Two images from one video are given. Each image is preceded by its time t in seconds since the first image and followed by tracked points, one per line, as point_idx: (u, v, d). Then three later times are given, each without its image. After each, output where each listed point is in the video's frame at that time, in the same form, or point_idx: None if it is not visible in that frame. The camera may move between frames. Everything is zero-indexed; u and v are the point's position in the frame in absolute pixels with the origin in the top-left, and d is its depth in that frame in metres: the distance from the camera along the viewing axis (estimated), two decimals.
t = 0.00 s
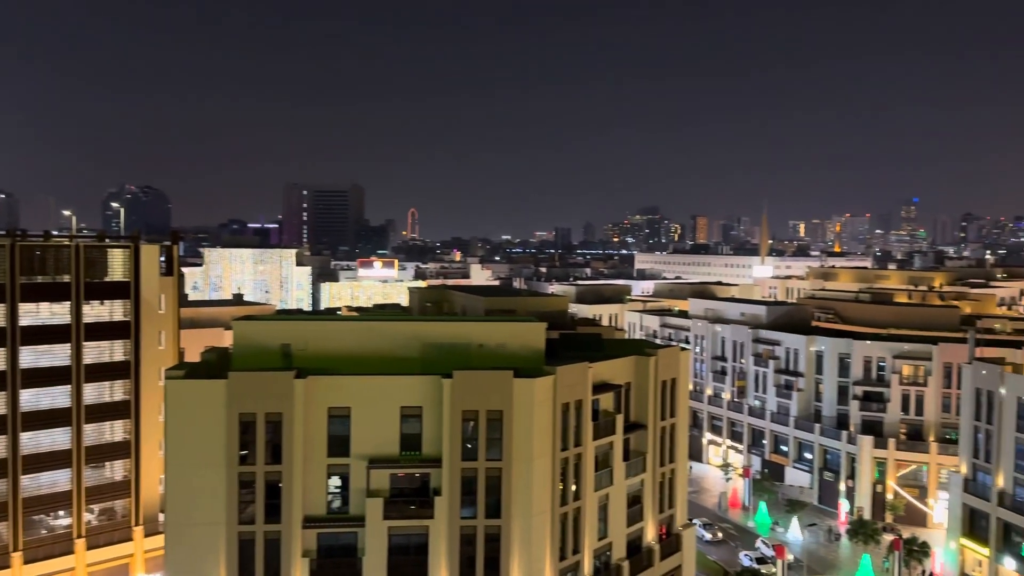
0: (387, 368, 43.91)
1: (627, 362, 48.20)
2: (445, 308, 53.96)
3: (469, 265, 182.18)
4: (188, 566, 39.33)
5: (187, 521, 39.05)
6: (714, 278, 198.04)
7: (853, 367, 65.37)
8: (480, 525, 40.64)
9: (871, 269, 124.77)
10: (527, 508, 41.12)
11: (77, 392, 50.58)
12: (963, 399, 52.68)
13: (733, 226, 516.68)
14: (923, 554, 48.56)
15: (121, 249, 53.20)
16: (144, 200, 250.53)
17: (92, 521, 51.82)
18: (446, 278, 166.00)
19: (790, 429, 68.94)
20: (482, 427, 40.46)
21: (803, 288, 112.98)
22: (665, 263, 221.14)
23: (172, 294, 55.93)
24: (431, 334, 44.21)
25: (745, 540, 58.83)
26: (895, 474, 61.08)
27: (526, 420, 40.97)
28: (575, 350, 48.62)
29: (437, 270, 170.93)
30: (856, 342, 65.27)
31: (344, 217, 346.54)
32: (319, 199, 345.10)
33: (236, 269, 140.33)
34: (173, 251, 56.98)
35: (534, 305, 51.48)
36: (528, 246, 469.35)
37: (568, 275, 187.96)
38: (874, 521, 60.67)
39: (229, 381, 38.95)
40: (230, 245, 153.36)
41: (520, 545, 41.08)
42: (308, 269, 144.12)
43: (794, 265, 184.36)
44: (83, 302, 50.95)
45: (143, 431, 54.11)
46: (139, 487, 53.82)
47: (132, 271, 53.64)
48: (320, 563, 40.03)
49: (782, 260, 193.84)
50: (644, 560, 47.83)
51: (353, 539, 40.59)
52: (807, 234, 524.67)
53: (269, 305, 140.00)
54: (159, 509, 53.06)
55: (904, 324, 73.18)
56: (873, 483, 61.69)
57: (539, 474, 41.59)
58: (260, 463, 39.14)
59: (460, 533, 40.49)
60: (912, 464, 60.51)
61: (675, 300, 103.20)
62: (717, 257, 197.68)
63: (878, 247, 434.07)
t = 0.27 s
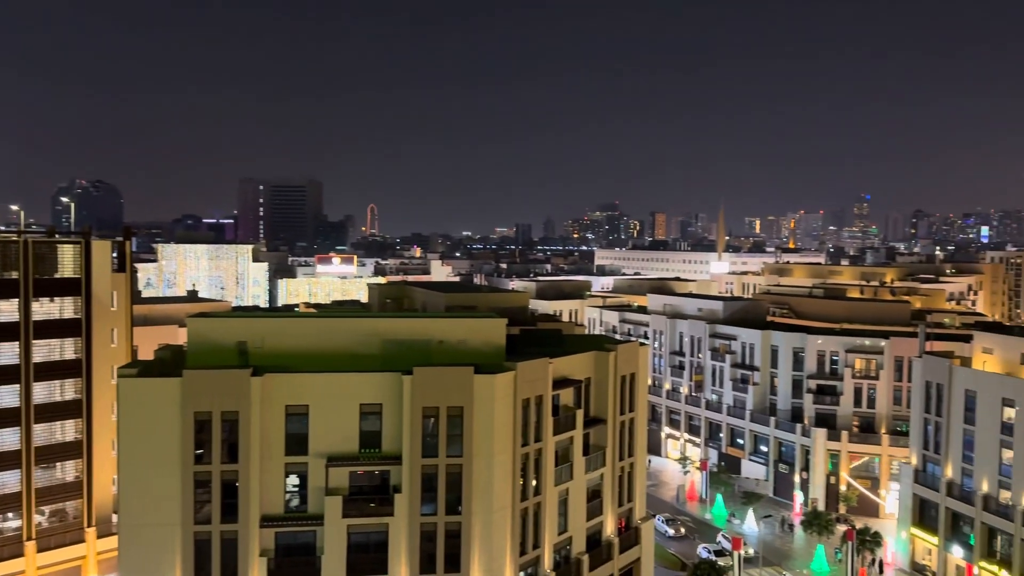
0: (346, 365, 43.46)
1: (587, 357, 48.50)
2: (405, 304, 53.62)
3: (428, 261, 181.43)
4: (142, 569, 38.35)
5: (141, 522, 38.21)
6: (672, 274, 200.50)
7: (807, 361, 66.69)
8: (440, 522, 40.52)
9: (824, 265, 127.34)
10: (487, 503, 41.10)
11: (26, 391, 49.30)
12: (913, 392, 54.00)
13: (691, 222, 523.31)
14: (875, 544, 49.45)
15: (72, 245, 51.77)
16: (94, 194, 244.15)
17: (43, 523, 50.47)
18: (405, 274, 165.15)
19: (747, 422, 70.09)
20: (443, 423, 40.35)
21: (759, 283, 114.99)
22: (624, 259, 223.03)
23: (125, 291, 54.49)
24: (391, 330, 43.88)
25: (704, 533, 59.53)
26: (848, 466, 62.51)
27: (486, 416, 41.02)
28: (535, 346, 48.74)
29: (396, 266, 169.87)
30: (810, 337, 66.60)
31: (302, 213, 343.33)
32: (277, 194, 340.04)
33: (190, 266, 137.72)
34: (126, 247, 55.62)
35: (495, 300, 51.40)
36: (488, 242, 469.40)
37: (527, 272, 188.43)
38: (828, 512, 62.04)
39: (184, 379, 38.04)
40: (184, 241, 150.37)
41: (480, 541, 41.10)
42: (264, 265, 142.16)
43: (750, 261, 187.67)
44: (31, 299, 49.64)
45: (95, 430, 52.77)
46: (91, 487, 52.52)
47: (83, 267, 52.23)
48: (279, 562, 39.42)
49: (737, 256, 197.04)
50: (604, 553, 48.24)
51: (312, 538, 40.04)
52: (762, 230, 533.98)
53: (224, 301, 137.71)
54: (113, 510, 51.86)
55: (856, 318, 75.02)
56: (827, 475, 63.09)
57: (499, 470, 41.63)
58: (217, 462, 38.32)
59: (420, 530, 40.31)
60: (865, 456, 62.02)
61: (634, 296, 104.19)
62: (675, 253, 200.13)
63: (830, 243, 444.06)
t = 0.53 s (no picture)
0: (306, 362, 42.94)
1: (548, 352, 48.64)
2: (366, 300, 53.21)
3: (389, 256, 180.29)
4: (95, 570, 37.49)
5: (95, 522, 37.39)
6: (634, 269, 202.25)
7: (764, 354, 67.89)
8: (402, 518, 40.34)
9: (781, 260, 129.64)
10: (449, 499, 40.98)
11: None
12: (867, 384, 54.88)
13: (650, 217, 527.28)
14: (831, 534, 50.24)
15: (22, 239, 50.36)
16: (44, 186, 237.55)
17: None
18: (366, 269, 163.93)
19: (705, 415, 71.07)
20: (404, 419, 40.11)
21: (718, 278, 116.57)
22: (586, 253, 224.12)
23: (78, 286, 53.17)
24: (351, 326, 43.47)
25: (664, 526, 60.36)
26: (804, 457, 63.76)
27: (448, 411, 40.87)
28: (497, 341, 48.65)
29: (357, 261, 168.48)
30: (767, 331, 67.76)
31: (261, 208, 336.53)
32: (233, 188, 334.18)
33: (145, 260, 134.83)
34: (78, 241, 54.10)
35: (457, 295, 51.21)
36: (451, 237, 468.10)
37: (489, 266, 188.50)
38: (785, 502, 63.25)
39: (139, 376, 37.16)
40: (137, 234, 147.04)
41: (442, 537, 40.98)
42: (221, 259, 139.82)
43: (709, 255, 190.17)
44: None
45: (47, 428, 51.61)
46: (44, 487, 51.38)
47: (33, 262, 50.89)
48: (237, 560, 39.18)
49: (697, 251, 199.57)
50: (566, 546, 48.50)
51: (271, 536, 39.54)
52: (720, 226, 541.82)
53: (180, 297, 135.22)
54: (66, 510, 50.75)
55: (811, 311, 76.58)
56: (784, 466, 64.31)
57: (461, 465, 41.55)
58: (173, 460, 37.53)
59: (382, 526, 40.09)
60: (820, 447, 63.29)
61: (596, 290, 104.85)
62: (636, 248, 201.82)
63: (788, 238, 452.03)
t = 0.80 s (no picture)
0: (266, 356, 42.32)
1: (511, 345, 48.70)
2: (327, 294, 52.84)
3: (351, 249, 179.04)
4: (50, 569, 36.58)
5: (49, 520, 36.52)
6: (596, 263, 203.62)
7: (724, 346, 68.87)
8: (364, 513, 40.07)
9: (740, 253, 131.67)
10: (412, 493, 40.83)
11: None
12: (824, 376, 55.92)
13: (611, 211, 531.10)
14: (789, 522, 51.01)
15: None
16: None
17: None
18: (327, 262, 162.53)
19: (666, 407, 71.90)
20: (367, 414, 39.74)
21: (679, 272, 117.82)
22: (549, 247, 224.85)
23: (30, 280, 51.90)
24: (312, 320, 42.97)
25: (626, 517, 60.92)
26: (762, 447, 64.83)
27: (411, 405, 40.67)
28: (459, 335, 48.37)
29: (318, 255, 166.90)
30: (727, 324, 68.78)
31: (218, 199, 331.68)
32: (188, 180, 328.27)
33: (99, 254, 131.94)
34: (30, 234, 52.83)
35: (420, 289, 50.96)
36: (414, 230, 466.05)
37: (452, 260, 188.17)
38: (744, 492, 64.31)
39: (94, 371, 36.26)
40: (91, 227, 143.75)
41: (405, 531, 40.80)
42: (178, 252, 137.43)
43: (670, 249, 192.23)
44: None
45: None
46: None
47: None
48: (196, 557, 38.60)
49: (658, 245, 201.52)
50: (529, 538, 48.68)
51: (231, 532, 39.10)
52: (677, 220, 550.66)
53: (136, 291, 132.60)
54: (18, 508, 49.58)
55: (769, 304, 77.96)
56: (743, 457, 65.35)
57: (424, 460, 41.40)
58: (130, 456, 36.74)
59: (344, 521, 39.74)
60: (778, 438, 64.36)
61: (558, 284, 105.31)
62: (598, 241, 203.13)
63: (748, 232, 458.90)
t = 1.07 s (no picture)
0: (228, 349, 41.59)
1: (476, 338, 48.57)
2: (289, 286, 52.29)
3: (313, 241, 177.63)
4: (5, 567, 35.80)
5: (4, 517, 35.68)
6: (560, 255, 204.56)
7: (686, 338, 69.61)
8: (328, 507, 39.66)
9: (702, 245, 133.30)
10: (376, 486, 40.53)
11: None
12: (784, 367, 56.89)
13: (576, 203, 533.70)
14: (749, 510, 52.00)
15: None
16: None
17: None
18: (289, 254, 160.97)
19: (630, 398, 72.54)
20: (330, 407, 39.23)
21: (642, 264, 118.71)
22: (514, 239, 224.57)
23: None
24: (274, 313, 42.34)
25: (591, 506, 61.46)
26: (724, 437, 65.83)
27: (375, 399, 40.18)
28: (424, 327, 47.98)
29: (280, 246, 165.12)
30: (689, 315, 69.52)
31: (178, 190, 324.83)
32: (145, 170, 321.89)
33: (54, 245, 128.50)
34: None
35: (385, 281, 50.50)
36: (380, 222, 463.07)
37: (416, 252, 187.60)
38: (706, 481, 65.23)
39: (49, 365, 35.36)
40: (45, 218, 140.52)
41: (369, 525, 40.53)
42: (137, 244, 135.07)
43: (635, 241, 193.56)
44: None
45: None
46: None
47: None
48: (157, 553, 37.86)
49: (623, 237, 202.88)
50: (494, 529, 48.73)
51: (192, 527, 38.43)
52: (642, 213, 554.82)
53: (92, 284, 130.11)
54: None
55: (731, 296, 79.21)
56: (705, 446, 66.23)
57: (388, 453, 41.15)
58: (87, 451, 35.95)
59: (307, 515, 39.34)
60: (739, 427, 65.50)
61: (523, 276, 105.56)
62: (563, 234, 203.70)
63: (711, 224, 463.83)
